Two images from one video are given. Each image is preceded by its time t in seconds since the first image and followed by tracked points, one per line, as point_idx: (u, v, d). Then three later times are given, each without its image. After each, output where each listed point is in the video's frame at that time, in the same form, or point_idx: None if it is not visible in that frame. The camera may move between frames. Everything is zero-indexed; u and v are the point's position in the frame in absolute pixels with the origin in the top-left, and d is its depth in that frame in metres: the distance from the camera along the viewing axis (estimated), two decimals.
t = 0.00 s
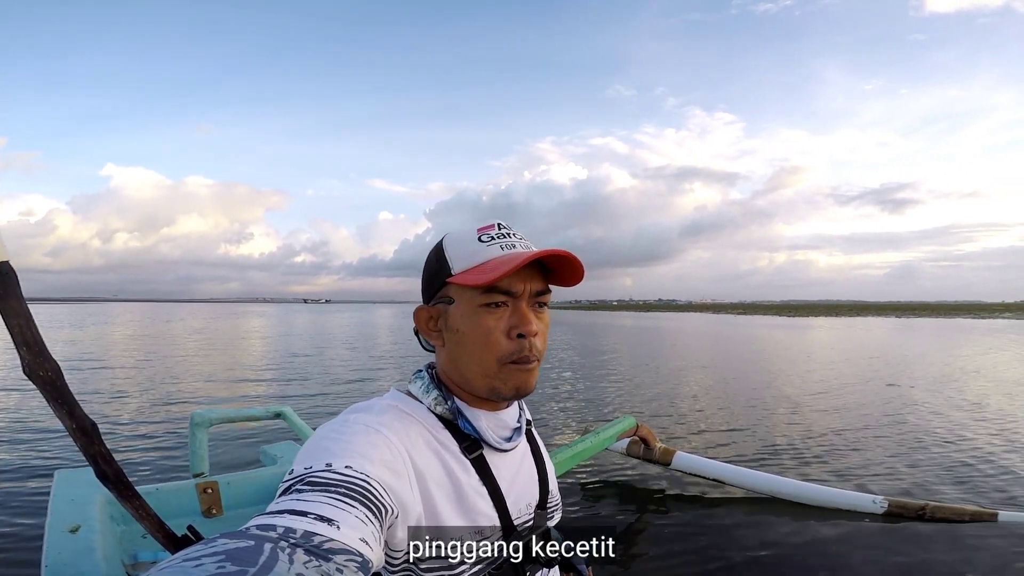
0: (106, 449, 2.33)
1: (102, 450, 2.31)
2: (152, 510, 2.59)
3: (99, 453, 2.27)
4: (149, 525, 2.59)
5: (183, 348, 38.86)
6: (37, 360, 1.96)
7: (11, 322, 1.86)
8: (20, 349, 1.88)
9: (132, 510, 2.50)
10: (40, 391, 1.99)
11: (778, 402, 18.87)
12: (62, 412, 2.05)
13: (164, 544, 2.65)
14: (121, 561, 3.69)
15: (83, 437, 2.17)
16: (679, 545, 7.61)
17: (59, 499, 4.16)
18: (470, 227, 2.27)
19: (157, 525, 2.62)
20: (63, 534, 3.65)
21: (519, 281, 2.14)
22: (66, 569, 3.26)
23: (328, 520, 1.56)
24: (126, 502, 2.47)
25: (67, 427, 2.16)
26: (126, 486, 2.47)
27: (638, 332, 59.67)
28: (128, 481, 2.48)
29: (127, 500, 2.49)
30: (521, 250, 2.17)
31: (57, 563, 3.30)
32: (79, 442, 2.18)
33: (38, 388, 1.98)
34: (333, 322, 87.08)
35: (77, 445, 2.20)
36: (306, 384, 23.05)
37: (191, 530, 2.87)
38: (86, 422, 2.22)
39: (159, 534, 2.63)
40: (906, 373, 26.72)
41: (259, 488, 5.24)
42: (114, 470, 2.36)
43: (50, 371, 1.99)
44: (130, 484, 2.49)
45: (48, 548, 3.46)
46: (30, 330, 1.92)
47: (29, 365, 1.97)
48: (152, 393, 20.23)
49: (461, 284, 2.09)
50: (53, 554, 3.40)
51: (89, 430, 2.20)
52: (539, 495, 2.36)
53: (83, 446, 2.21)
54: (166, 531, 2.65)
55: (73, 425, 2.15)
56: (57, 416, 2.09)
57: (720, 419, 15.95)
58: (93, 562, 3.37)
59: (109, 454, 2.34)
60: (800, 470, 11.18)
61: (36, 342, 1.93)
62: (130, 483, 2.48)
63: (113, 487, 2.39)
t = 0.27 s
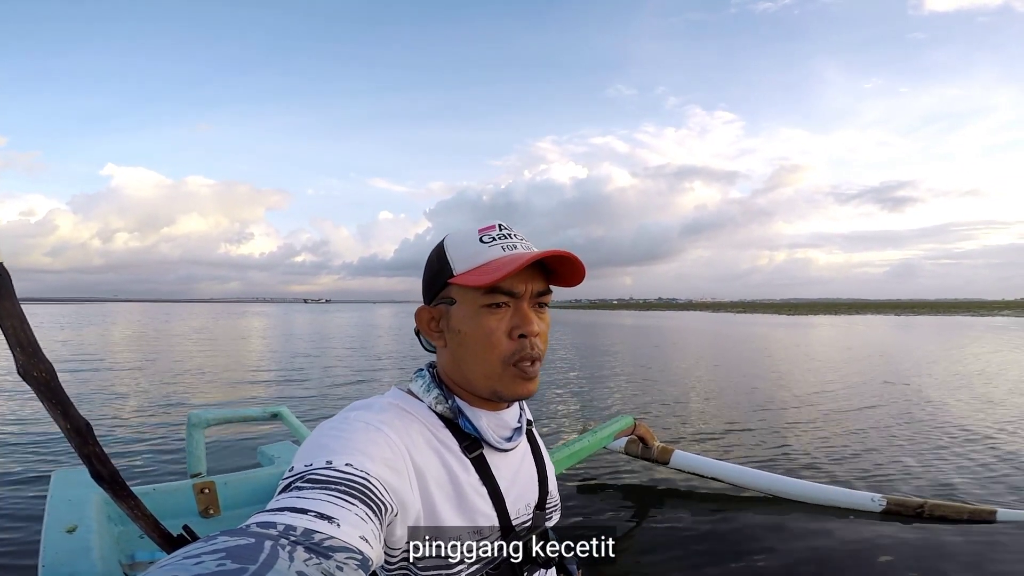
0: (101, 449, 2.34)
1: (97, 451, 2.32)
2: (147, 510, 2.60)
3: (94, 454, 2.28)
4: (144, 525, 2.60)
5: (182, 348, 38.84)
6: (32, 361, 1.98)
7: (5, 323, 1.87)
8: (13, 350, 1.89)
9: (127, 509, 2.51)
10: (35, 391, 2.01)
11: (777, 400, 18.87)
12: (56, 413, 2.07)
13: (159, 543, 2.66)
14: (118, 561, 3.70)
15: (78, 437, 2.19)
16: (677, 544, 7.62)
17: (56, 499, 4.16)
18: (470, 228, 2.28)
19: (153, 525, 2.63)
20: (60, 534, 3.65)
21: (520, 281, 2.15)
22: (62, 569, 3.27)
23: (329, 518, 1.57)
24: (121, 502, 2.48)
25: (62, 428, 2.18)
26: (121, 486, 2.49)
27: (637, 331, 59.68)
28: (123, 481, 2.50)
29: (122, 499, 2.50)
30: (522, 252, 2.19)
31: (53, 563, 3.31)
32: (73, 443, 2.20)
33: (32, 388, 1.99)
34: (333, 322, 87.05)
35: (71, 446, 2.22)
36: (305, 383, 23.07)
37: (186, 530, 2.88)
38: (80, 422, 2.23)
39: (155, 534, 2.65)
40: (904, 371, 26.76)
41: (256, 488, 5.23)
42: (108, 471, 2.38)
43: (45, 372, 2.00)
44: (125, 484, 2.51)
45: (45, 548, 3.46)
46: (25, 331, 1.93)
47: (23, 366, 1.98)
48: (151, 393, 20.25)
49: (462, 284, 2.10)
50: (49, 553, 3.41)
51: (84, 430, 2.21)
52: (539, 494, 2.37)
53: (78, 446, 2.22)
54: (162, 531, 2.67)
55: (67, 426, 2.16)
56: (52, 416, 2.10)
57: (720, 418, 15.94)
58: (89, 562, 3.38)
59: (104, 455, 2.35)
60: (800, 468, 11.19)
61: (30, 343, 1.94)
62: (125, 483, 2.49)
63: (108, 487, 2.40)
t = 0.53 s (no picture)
0: (101, 457, 2.36)
1: (97, 459, 2.34)
2: (151, 518, 2.62)
3: (93, 462, 2.30)
4: (149, 533, 2.61)
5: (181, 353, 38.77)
6: (28, 371, 2.00)
7: None
8: (9, 361, 1.91)
9: (130, 517, 2.52)
10: (30, 401, 2.02)
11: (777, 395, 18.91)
12: (53, 422, 2.08)
13: (164, 550, 2.68)
14: (124, 568, 3.71)
15: (76, 446, 2.21)
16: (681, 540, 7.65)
17: (59, 508, 4.16)
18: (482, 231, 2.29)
19: (157, 532, 2.65)
20: (65, 543, 3.65)
21: (530, 284, 2.16)
22: None
23: (339, 518, 1.58)
24: (124, 510, 2.49)
25: (60, 437, 2.20)
26: (124, 494, 2.50)
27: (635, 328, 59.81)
28: (126, 490, 2.51)
29: (126, 507, 2.52)
30: (532, 255, 2.19)
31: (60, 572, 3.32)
32: (73, 451, 2.21)
33: (28, 399, 2.01)
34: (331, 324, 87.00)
35: (70, 455, 2.23)
36: (305, 386, 23.06)
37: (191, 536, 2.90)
38: (79, 431, 2.25)
39: (159, 542, 2.66)
40: (902, 363, 26.90)
41: (258, 494, 5.25)
42: (109, 479, 2.39)
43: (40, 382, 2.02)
44: (128, 492, 2.52)
45: (51, 558, 3.47)
46: (17, 342, 1.94)
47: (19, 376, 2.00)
48: (150, 399, 20.24)
49: (473, 286, 2.11)
50: (56, 562, 3.42)
51: (82, 439, 2.23)
52: (548, 498, 2.37)
53: (78, 455, 2.24)
54: (166, 538, 2.68)
55: (65, 435, 2.18)
56: (50, 426, 2.12)
57: (720, 414, 15.97)
58: (96, 570, 3.38)
59: (104, 462, 2.37)
60: (800, 462, 11.22)
61: (25, 354, 1.95)
62: (127, 491, 2.51)
63: (110, 495, 2.42)
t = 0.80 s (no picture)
0: (100, 463, 2.37)
1: (96, 465, 2.34)
2: (152, 523, 2.62)
3: (93, 468, 2.31)
4: (150, 538, 2.62)
5: (175, 354, 38.60)
6: (24, 378, 2.00)
7: None
8: (5, 369, 1.91)
9: (131, 522, 2.52)
10: (28, 408, 2.03)
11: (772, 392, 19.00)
12: (52, 429, 2.09)
13: (165, 555, 2.68)
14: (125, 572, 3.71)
15: (75, 452, 2.22)
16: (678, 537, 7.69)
17: (58, 513, 4.16)
18: (487, 234, 2.30)
19: (158, 537, 2.66)
20: (65, 548, 3.65)
21: (534, 288, 2.17)
22: None
23: (343, 521, 1.59)
24: (125, 515, 2.50)
25: (59, 444, 2.21)
26: (124, 499, 2.51)
27: (631, 326, 59.94)
28: (126, 495, 2.51)
29: (126, 512, 2.52)
30: (537, 258, 2.21)
31: None
32: (71, 458, 2.22)
33: (26, 406, 2.02)
34: (327, 324, 86.79)
35: (69, 461, 2.24)
36: (301, 387, 23.02)
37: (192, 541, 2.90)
38: (77, 438, 2.25)
39: (160, 546, 2.67)
40: (897, 360, 27.05)
41: (257, 496, 5.27)
42: (109, 484, 2.40)
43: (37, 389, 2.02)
44: (128, 497, 2.53)
45: (52, 563, 3.46)
46: (12, 349, 1.94)
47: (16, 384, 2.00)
48: (145, 401, 20.17)
49: (478, 290, 2.12)
50: (56, 568, 3.41)
51: (81, 445, 2.24)
52: (554, 500, 2.39)
53: (77, 461, 2.24)
54: (167, 543, 2.69)
55: (64, 442, 2.19)
56: (47, 433, 2.12)
57: (716, 411, 16.03)
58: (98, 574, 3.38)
59: (103, 469, 2.38)
60: (796, 459, 11.28)
61: (21, 361, 1.95)
62: (128, 496, 2.51)
63: (110, 500, 2.42)
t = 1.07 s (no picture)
0: (98, 460, 2.35)
1: (94, 462, 2.33)
2: (149, 521, 2.61)
3: (91, 466, 2.30)
4: (147, 535, 2.60)
5: (169, 349, 38.38)
6: (22, 374, 1.98)
7: None
8: (3, 364, 1.89)
9: (128, 520, 2.51)
10: (26, 405, 2.01)
11: (767, 392, 19.04)
12: (50, 425, 2.08)
13: (163, 553, 2.67)
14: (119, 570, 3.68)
15: (74, 450, 2.20)
16: (672, 536, 7.72)
17: (50, 509, 4.12)
18: (487, 233, 2.29)
19: (156, 535, 2.64)
20: (59, 545, 3.62)
21: (534, 289, 2.16)
22: None
23: (343, 522, 1.58)
24: (123, 512, 2.48)
25: (57, 440, 2.19)
26: (122, 497, 2.50)
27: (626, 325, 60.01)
28: (124, 493, 2.50)
29: (124, 510, 2.50)
30: (537, 258, 2.19)
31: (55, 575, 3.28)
32: (70, 456, 2.21)
33: (24, 402, 2.00)
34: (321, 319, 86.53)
35: (67, 458, 2.23)
36: (295, 382, 22.96)
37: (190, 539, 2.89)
38: (75, 435, 2.24)
39: (158, 544, 2.65)
40: (891, 361, 27.17)
41: (253, 493, 5.23)
42: (107, 482, 2.39)
43: (35, 385, 2.00)
44: (126, 495, 2.51)
45: (45, 560, 3.43)
46: (11, 345, 1.93)
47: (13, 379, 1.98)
48: (139, 396, 20.07)
49: (476, 291, 2.12)
50: (50, 565, 3.38)
51: (79, 442, 2.23)
52: (555, 499, 2.38)
53: (74, 458, 2.23)
54: (165, 541, 2.67)
55: (62, 439, 2.18)
56: (45, 430, 2.10)
57: (711, 410, 16.06)
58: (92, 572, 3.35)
59: (101, 466, 2.36)
60: (790, 459, 11.32)
61: (19, 357, 1.94)
62: (125, 493, 2.50)
63: (108, 498, 2.41)
